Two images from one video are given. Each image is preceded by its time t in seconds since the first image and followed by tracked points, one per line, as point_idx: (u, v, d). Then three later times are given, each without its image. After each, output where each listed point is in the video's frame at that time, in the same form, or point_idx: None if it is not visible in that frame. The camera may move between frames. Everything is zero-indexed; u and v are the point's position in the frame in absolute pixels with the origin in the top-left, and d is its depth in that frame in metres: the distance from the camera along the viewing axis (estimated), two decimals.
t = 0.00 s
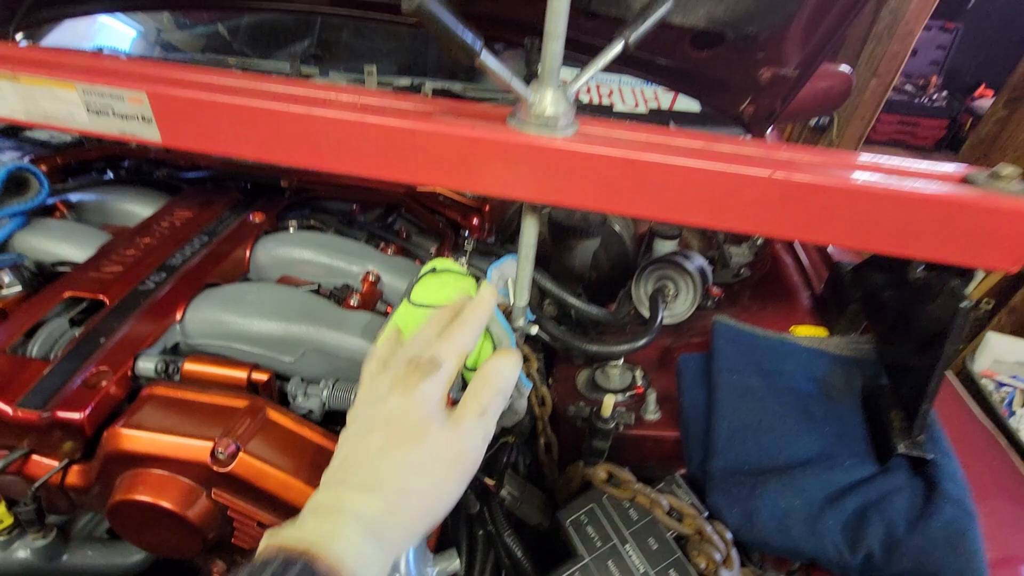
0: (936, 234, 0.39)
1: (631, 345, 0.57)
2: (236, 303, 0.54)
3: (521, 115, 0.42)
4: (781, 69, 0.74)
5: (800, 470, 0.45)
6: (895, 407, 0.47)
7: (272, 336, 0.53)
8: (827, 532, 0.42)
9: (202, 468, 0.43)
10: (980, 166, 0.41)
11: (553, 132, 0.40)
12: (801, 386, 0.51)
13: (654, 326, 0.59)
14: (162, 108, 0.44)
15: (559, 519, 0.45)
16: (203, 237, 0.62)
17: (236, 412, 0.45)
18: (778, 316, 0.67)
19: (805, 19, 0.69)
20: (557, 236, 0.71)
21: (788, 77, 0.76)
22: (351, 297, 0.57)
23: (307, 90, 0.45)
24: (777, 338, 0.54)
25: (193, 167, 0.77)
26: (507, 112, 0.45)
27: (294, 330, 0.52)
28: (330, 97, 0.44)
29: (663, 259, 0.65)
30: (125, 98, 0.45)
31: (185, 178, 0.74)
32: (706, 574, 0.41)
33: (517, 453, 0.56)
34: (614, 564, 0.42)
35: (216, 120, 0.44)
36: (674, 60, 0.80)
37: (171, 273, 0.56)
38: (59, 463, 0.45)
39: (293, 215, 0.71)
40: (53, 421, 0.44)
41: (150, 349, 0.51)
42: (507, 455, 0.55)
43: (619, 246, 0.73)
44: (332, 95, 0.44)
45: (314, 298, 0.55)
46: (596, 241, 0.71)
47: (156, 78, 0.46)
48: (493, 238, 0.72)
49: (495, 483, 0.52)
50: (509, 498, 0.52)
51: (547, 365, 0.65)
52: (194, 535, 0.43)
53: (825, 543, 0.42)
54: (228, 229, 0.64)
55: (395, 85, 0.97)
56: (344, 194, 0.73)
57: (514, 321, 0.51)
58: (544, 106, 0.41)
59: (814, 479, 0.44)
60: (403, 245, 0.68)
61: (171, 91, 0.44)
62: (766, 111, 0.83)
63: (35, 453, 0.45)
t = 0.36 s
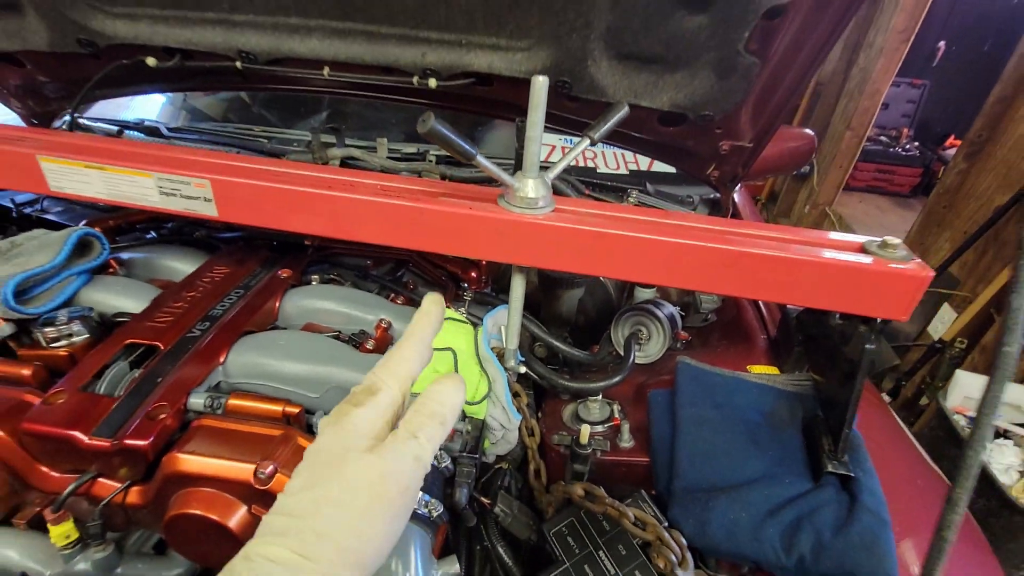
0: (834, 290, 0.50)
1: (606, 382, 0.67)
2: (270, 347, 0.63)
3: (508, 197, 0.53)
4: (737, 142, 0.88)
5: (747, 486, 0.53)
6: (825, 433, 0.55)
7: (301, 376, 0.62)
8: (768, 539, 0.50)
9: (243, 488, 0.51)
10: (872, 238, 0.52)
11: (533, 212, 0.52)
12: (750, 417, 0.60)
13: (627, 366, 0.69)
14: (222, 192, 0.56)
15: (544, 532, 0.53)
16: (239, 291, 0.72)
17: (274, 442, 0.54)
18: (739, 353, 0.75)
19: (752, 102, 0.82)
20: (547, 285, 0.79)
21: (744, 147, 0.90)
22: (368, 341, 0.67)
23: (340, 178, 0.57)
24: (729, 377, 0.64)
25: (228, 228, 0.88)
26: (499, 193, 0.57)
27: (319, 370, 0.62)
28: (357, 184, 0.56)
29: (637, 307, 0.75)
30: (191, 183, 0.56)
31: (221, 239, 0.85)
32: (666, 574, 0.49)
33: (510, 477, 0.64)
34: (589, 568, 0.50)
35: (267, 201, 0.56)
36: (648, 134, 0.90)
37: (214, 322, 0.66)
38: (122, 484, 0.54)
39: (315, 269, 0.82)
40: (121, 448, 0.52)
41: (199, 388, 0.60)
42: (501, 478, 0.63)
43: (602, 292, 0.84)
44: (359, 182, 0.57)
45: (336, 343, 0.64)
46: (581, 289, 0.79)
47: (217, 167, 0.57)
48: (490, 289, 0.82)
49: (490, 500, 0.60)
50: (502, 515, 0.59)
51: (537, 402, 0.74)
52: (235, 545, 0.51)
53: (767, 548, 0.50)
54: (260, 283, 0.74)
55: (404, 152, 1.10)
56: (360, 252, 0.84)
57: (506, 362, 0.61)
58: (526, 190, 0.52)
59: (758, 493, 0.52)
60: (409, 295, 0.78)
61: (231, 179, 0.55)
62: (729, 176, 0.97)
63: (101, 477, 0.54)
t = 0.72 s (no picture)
0: (782, 303, 0.60)
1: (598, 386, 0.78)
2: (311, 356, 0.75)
3: (514, 229, 0.66)
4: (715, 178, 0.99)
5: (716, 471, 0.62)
6: (784, 424, 0.65)
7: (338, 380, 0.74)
8: (733, 512, 0.59)
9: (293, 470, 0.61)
10: (814, 260, 0.63)
11: (533, 240, 0.64)
12: (721, 414, 0.70)
13: (614, 372, 0.81)
14: (279, 225, 0.68)
15: (547, 508, 0.62)
16: (281, 308, 0.83)
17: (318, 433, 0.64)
18: (719, 362, 0.86)
19: (726, 143, 0.94)
20: (548, 304, 0.89)
21: (722, 182, 1.01)
22: (394, 350, 0.79)
23: (374, 214, 0.69)
24: (706, 381, 0.75)
25: (267, 254, 1.00)
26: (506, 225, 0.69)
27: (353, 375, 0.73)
28: (389, 219, 0.69)
29: (627, 322, 0.86)
30: (254, 219, 0.69)
31: (261, 264, 0.96)
32: (647, 539, 0.59)
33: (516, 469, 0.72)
34: (584, 536, 0.59)
35: (314, 233, 0.68)
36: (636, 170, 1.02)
37: (262, 335, 0.77)
38: (190, 469, 0.64)
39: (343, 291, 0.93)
40: (193, 437, 0.63)
41: (252, 390, 0.70)
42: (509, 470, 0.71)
43: (598, 311, 0.94)
44: (390, 217, 0.69)
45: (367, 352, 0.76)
46: (579, 307, 0.90)
47: (273, 205, 0.70)
48: (497, 306, 0.93)
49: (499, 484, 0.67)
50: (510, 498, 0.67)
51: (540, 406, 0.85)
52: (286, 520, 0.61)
53: (732, 519, 0.59)
54: (299, 302, 0.85)
55: (418, 186, 1.23)
56: (383, 274, 0.95)
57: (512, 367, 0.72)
58: (528, 223, 0.64)
59: (726, 474, 0.62)
60: (427, 312, 0.90)
61: (286, 215, 0.68)
62: (710, 207, 1.08)
63: (172, 463, 0.64)
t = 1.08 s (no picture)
0: (738, 296, 0.69)
1: (582, 373, 0.87)
2: (323, 347, 0.82)
3: (505, 232, 0.75)
4: (693, 185, 1.07)
5: (685, 445, 0.71)
6: (747, 405, 0.74)
7: (346, 368, 0.80)
8: (698, 480, 0.67)
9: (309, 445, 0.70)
10: (767, 258, 0.72)
11: (520, 241, 0.73)
12: (692, 397, 0.79)
13: (596, 362, 0.89)
14: (297, 230, 0.78)
15: (534, 479, 0.70)
16: (295, 306, 0.92)
17: (330, 413, 0.73)
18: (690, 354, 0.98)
19: (701, 154, 1.02)
20: (539, 302, 0.97)
21: (700, 189, 1.10)
22: (397, 343, 0.87)
23: (380, 220, 0.79)
24: (681, 368, 0.84)
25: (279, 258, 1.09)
26: (497, 228, 0.78)
27: (360, 364, 0.80)
28: (393, 224, 0.78)
29: (610, 318, 0.96)
30: (274, 224, 0.78)
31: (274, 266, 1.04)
32: (621, 503, 0.67)
33: (508, 450, 0.81)
34: (565, 503, 0.67)
35: (328, 236, 0.77)
36: (620, 178, 1.11)
37: (277, 330, 0.86)
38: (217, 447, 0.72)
39: (350, 291, 1.01)
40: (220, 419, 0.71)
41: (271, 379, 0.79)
42: (501, 450, 0.80)
43: (586, 309, 0.98)
44: (395, 222, 0.78)
45: (372, 345, 0.83)
46: (567, 305, 0.97)
47: (292, 213, 0.79)
48: (492, 305, 1.02)
49: (491, 460, 0.76)
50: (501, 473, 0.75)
51: (530, 395, 0.94)
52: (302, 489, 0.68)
53: (698, 486, 0.67)
54: (310, 300, 0.94)
55: (419, 195, 1.31)
56: (386, 275, 1.03)
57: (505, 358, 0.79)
58: (517, 227, 0.74)
59: (692, 448, 0.70)
60: (428, 309, 0.98)
61: (303, 221, 0.77)
62: (690, 213, 1.17)
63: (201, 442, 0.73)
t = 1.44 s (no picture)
0: (711, 289, 0.75)
1: (574, 366, 0.93)
2: (329, 344, 0.88)
3: (496, 234, 0.80)
4: (681, 188, 1.12)
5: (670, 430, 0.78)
6: (728, 395, 0.81)
7: (351, 364, 0.86)
8: (680, 461, 0.74)
9: (317, 435, 0.74)
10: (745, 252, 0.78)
11: (511, 242, 0.79)
12: (677, 387, 0.86)
13: (588, 355, 0.94)
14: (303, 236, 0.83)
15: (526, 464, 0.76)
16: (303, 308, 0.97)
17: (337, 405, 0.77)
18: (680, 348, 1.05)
19: (687, 157, 1.07)
20: (535, 301, 1.02)
21: (689, 191, 1.14)
22: (399, 340, 0.93)
23: (381, 224, 0.85)
24: (667, 361, 0.90)
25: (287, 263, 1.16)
26: (489, 231, 0.83)
27: (365, 361, 0.86)
28: (393, 228, 0.84)
29: (603, 314, 1.01)
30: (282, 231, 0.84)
31: (283, 271, 1.11)
32: (607, 484, 0.72)
33: (504, 439, 0.86)
34: (556, 484, 0.72)
35: (332, 240, 0.83)
36: (611, 182, 1.16)
37: (287, 330, 0.91)
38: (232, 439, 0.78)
39: (356, 293, 1.07)
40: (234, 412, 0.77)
41: (281, 375, 0.84)
42: (497, 439, 0.85)
43: (581, 308, 1.03)
44: (394, 227, 0.84)
45: (376, 342, 0.88)
46: (562, 303, 1.02)
47: (299, 220, 0.85)
48: (490, 305, 1.06)
49: (487, 448, 0.81)
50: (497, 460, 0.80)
51: (526, 388, 0.99)
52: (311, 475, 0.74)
53: (679, 466, 0.73)
54: (317, 303, 0.99)
55: (420, 203, 1.37)
56: (389, 278, 1.09)
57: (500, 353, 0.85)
58: (507, 229, 0.79)
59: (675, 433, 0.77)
60: (428, 309, 1.03)
61: (309, 227, 0.83)
62: (680, 214, 1.22)
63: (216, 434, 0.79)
